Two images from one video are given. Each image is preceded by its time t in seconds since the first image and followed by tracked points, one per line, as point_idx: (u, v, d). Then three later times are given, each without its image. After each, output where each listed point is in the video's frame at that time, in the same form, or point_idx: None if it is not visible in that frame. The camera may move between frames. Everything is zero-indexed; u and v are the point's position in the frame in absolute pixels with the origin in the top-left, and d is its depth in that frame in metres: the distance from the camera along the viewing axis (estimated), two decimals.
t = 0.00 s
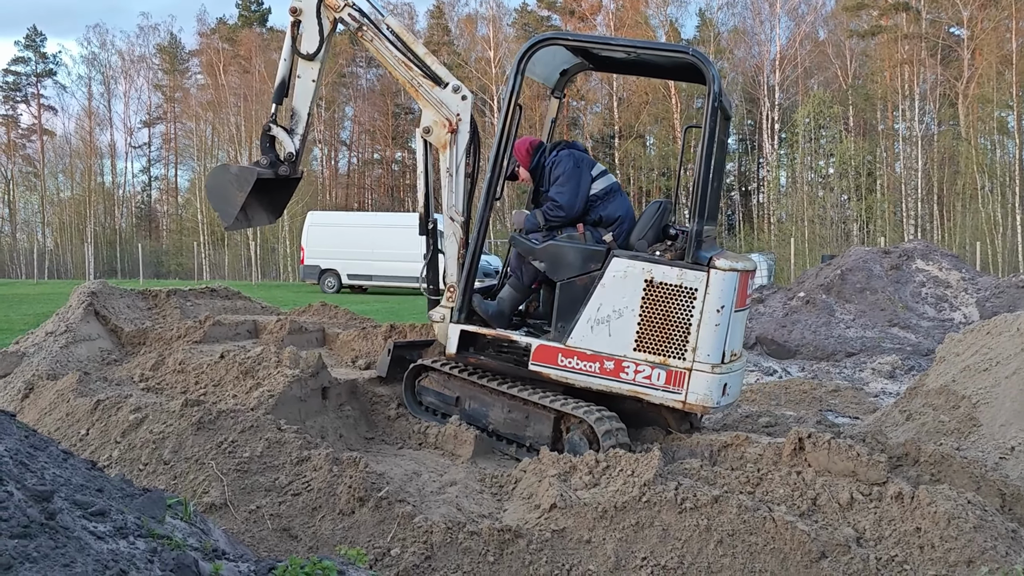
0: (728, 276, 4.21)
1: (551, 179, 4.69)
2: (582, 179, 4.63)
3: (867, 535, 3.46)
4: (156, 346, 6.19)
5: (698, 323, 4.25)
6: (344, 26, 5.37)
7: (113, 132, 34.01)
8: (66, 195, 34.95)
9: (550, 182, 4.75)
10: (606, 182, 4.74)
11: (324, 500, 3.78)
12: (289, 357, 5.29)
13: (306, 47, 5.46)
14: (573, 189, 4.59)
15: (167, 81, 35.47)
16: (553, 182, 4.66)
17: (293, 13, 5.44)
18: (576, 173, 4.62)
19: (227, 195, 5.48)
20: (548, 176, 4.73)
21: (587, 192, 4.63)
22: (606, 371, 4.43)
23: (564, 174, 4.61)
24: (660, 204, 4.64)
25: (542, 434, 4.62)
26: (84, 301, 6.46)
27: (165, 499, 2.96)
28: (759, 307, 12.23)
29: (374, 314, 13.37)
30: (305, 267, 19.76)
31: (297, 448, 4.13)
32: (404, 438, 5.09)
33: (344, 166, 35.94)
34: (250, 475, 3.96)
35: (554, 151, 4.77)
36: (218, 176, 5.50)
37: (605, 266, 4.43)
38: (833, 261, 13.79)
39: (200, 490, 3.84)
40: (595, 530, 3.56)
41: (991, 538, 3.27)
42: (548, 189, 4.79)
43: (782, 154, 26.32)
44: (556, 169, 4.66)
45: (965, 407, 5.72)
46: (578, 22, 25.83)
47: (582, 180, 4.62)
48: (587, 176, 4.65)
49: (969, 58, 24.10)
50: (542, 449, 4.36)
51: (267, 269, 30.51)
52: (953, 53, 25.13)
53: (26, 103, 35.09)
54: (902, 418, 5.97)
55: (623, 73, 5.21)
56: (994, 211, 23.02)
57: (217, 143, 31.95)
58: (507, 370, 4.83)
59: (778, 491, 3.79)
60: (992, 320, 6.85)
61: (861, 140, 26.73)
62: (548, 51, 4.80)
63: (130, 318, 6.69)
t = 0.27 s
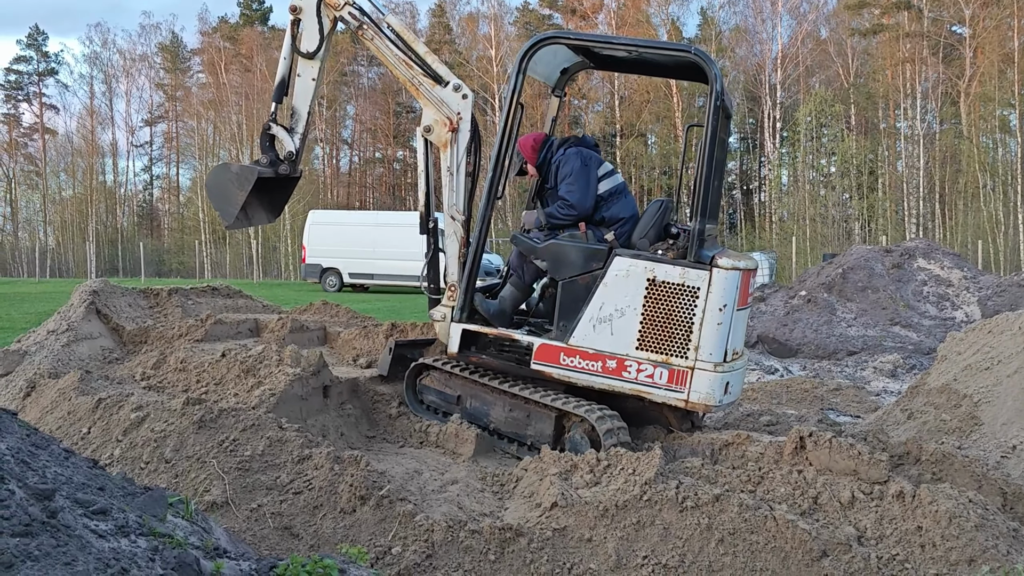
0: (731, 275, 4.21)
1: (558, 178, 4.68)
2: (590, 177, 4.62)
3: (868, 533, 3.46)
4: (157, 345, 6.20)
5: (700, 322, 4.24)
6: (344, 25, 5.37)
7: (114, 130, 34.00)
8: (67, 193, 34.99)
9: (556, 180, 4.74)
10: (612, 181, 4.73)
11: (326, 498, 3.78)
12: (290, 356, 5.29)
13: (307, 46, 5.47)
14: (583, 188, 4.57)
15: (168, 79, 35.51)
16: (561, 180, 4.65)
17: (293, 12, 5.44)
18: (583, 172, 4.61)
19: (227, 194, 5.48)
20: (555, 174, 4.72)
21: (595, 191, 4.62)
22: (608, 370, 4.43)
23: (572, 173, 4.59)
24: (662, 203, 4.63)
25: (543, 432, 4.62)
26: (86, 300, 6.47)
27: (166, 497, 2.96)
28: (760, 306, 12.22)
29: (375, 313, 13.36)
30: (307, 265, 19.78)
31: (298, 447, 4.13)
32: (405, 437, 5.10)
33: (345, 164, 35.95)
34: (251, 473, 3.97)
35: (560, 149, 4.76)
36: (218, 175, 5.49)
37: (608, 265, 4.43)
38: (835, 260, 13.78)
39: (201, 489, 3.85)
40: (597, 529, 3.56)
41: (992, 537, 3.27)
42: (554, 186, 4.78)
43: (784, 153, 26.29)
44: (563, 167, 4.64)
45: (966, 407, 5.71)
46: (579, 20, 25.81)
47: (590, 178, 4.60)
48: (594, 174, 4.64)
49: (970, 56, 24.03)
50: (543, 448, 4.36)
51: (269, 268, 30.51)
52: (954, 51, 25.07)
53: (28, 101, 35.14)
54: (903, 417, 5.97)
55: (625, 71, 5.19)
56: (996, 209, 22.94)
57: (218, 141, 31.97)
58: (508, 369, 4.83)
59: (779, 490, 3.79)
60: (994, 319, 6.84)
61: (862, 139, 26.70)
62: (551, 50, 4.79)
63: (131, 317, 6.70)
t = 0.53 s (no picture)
0: (733, 274, 4.21)
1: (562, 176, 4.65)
2: (593, 175, 4.61)
3: (868, 533, 3.45)
4: (158, 344, 6.21)
5: (701, 322, 4.24)
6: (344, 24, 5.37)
7: (116, 129, 34.00)
8: (68, 192, 35.01)
9: (559, 180, 4.71)
10: (615, 180, 4.72)
11: (326, 497, 3.78)
12: (291, 355, 5.29)
13: (307, 45, 5.47)
14: (588, 187, 4.55)
15: (169, 78, 35.54)
16: (566, 180, 4.62)
17: (294, 11, 5.44)
18: (586, 171, 4.59)
19: (227, 193, 5.47)
20: (559, 173, 4.69)
21: (601, 189, 4.60)
22: (609, 369, 4.44)
23: (576, 173, 4.57)
24: (663, 203, 4.63)
25: (544, 432, 4.62)
26: (86, 299, 6.47)
27: (167, 496, 2.96)
28: (761, 305, 12.21)
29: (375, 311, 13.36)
30: (308, 264, 19.79)
31: (298, 446, 4.13)
32: (406, 436, 5.11)
33: (346, 163, 35.98)
34: (252, 472, 3.97)
35: (562, 148, 4.73)
36: (217, 174, 5.48)
37: (609, 265, 4.42)
38: (836, 259, 13.78)
39: (201, 488, 3.85)
40: (597, 528, 3.56)
41: (992, 537, 3.26)
42: (556, 185, 4.75)
43: (785, 152, 26.32)
44: (567, 167, 4.61)
45: (967, 406, 5.71)
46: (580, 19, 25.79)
47: (594, 177, 4.59)
48: (598, 173, 4.62)
49: (971, 55, 24.01)
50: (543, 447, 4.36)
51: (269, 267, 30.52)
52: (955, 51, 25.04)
53: (29, 100, 35.17)
54: (904, 417, 5.97)
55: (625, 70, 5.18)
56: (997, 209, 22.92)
57: (218, 140, 31.99)
58: (509, 369, 4.83)
59: (780, 490, 3.79)
60: (996, 318, 6.84)
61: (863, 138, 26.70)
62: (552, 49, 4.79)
63: (132, 316, 6.70)
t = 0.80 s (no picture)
0: (733, 273, 4.21)
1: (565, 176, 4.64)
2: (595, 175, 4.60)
3: (868, 533, 3.46)
4: (158, 342, 6.21)
5: (701, 321, 4.24)
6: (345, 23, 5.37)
7: (116, 128, 33.98)
8: (68, 191, 35.01)
9: (562, 180, 4.71)
10: (616, 179, 4.74)
11: (326, 496, 3.78)
12: (291, 354, 5.29)
13: (308, 44, 5.46)
14: (593, 186, 4.54)
15: (170, 77, 35.53)
16: (570, 179, 4.61)
17: (295, 10, 5.44)
18: (588, 170, 4.59)
19: (227, 192, 5.47)
20: (562, 173, 4.68)
21: (605, 188, 4.61)
22: (609, 369, 4.44)
23: (580, 172, 4.56)
24: (664, 202, 4.63)
25: (544, 431, 4.62)
26: (86, 298, 6.47)
27: (167, 495, 2.96)
28: (761, 305, 12.21)
29: (375, 310, 13.37)
30: (308, 263, 19.79)
31: (298, 444, 4.13)
32: (406, 435, 5.11)
33: (347, 162, 35.99)
34: (251, 471, 3.97)
35: (564, 147, 4.73)
36: (218, 173, 5.47)
37: (609, 264, 4.42)
38: (836, 259, 13.79)
39: (201, 486, 3.85)
40: (597, 528, 3.56)
41: (992, 536, 3.27)
42: (557, 186, 4.74)
43: (785, 152, 26.34)
44: (571, 167, 4.60)
45: (967, 406, 5.71)
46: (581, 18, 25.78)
47: (598, 176, 4.59)
48: (600, 172, 4.64)
49: (972, 55, 24.01)
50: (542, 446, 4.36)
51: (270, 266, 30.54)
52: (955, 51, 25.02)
53: (29, 99, 35.17)
54: (904, 416, 5.97)
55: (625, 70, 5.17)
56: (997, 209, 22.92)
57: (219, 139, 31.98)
58: (509, 368, 4.84)
59: (780, 489, 3.79)
60: (996, 318, 6.84)
61: (863, 138, 26.71)
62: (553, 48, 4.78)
63: (132, 314, 6.69)
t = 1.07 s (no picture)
0: (732, 271, 4.21)
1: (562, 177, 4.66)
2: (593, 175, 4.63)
3: (867, 532, 3.46)
4: (158, 341, 6.21)
5: (701, 321, 4.25)
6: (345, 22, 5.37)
7: (116, 127, 33.93)
8: (68, 189, 34.98)
9: (559, 181, 4.73)
10: (612, 177, 4.76)
11: (326, 495, 3.78)
12: (291, 353, 5.29)
13: (308, 43, 5.46)
14: (589, 185, 4.57)
15: (170, 76, 35.54)
16: (566, 180, 4.64)
17: (296, 9, 5.44)
18: (586, 170, 4.61)
19: (227, 191, 5.47)
20: (558, 174, 4.71)
21: (602, 186, 4.62)
22: (609, 368, 4.44)
23: (576, 172, 4.59)
24: (663, 201, 4.63)
25: (543, 430, 4.62)
26: (86, 296, 6.46)
27: (166, 493, 2.96)
28: (761, 304, 12.22)
29: (375, 309, 13.36)
30: (307, 262, 19.77)
31: (298, 443, 4.13)
32: (406, 434, 5.12)
33: (347, 161, 36.00)
34: (251, 469, 3.97)
35: (558, 149, 4.77)
36: (218, 173, 5.47)
37: (609, 263, 4.42)
38: (835, 258, 13.81)
39: (201, 485, 3.85)
40: (596, 526, 3.56)
41: (991, 535, 3.27)
42: (556, 187, 4.77)
43: (785, 152, 26.34)
44: (567, 167, 4.63)
45: (966, 405, 5.72)
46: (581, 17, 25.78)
47: (594, 175, 4.62)
48: (596, 171, 4.67)
49: (971, 55, 24.01)
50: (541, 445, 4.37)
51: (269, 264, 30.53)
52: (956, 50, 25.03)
53: (29, 97, 35.13)
54: (903, 415, 5.98)
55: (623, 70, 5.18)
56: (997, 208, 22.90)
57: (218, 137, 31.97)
58: (508, 367, 4.84)
59: (779, 488, 3.79)
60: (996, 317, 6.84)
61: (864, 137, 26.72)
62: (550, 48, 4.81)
63: (132, 313, 6.69)
